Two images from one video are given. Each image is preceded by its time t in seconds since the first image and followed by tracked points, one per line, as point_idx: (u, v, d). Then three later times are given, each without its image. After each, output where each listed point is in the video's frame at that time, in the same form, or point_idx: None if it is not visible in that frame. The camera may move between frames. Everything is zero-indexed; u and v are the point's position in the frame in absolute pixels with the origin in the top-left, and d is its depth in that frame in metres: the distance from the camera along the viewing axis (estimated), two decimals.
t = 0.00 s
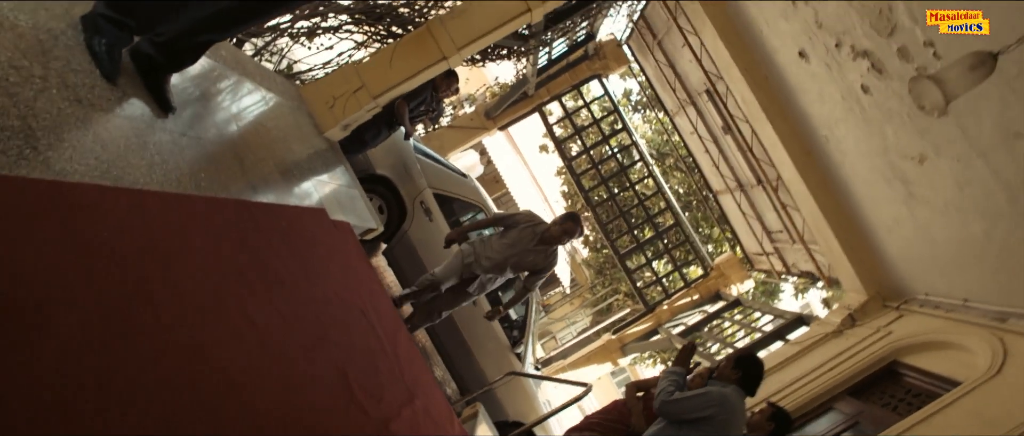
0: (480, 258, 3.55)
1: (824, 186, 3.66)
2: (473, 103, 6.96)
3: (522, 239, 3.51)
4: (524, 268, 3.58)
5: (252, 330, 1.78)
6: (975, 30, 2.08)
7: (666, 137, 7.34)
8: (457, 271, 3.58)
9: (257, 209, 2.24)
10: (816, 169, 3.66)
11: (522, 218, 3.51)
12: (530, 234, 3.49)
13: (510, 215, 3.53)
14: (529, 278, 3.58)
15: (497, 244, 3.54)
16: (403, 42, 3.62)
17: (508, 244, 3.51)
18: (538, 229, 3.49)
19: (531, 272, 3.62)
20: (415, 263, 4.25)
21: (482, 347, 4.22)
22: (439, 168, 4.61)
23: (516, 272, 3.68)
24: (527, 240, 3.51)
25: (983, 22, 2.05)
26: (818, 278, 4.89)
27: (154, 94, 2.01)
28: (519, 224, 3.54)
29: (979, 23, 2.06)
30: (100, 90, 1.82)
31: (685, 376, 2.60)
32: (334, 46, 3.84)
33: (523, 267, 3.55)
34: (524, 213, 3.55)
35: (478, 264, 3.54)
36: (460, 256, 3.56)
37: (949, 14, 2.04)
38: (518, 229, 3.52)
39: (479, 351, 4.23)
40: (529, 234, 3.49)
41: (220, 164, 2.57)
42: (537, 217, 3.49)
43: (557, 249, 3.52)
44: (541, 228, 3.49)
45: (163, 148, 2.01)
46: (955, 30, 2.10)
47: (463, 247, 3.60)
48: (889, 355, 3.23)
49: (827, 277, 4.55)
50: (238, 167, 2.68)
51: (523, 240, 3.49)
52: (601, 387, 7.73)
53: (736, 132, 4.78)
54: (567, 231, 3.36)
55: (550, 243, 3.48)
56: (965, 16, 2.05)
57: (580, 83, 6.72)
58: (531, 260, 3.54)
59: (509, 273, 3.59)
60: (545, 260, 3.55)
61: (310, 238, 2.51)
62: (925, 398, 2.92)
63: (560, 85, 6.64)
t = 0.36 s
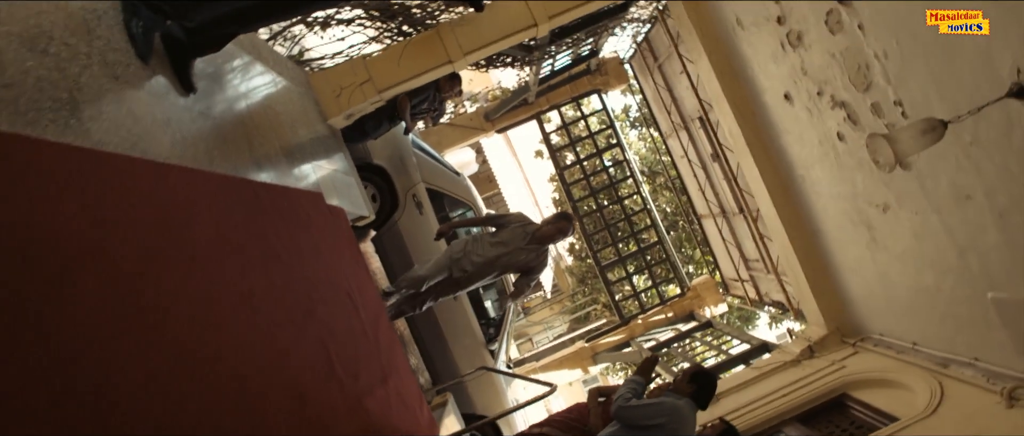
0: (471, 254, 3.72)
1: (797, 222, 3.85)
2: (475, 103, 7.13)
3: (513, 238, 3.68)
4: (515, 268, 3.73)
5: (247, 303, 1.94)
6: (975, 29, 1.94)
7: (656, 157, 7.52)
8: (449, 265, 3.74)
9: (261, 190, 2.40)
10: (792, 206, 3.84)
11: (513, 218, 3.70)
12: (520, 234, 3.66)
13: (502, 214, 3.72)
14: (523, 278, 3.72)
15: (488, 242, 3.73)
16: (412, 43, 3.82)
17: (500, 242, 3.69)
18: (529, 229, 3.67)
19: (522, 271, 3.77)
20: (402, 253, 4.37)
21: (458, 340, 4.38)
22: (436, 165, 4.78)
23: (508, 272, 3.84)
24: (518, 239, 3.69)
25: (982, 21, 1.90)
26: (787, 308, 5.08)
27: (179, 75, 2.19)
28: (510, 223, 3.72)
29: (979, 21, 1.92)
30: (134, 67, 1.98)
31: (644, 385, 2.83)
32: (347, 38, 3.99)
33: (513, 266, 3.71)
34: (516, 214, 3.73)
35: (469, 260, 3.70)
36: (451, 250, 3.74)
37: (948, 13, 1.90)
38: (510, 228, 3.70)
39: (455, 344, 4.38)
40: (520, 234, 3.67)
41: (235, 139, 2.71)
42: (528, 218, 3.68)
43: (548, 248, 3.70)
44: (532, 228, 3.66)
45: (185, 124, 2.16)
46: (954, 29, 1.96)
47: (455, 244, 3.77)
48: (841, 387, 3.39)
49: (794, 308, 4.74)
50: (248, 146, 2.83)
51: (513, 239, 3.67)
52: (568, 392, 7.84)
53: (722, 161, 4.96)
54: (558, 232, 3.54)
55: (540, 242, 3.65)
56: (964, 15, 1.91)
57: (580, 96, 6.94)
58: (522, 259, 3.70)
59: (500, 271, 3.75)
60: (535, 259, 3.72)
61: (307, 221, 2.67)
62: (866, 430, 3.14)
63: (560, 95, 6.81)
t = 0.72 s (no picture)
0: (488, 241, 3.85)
1: (790, 250, 3.99)
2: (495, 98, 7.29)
3: (531, 231, 3.83)
4: (530, 259, 3.89)
5: (267, 264, 2.12)
6: (975, 30, 2.04)
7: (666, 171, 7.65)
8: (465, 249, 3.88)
9: (292, 162, 2.58)
10: (786, 234, 3.99)
11: (534, 211, 3.84)
12: (539, 228, 3.80)
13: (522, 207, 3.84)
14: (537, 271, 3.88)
15: (506, 232, 3.86)
16: (442, 36, 3.97)
17: (518, 234, 3.83)
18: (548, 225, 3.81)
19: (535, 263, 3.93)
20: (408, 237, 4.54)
21: (453, 326, 4.54)
22: (449, 155, 4.95)
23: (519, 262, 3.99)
24: (536, 233, 3.83)
25: (982, 22, 2.02)
26: (773, 332, 5.23)
27: (228, 48, 2.36)
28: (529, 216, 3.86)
29: (979, 23, 2.02)
30: (190, 37, 2.16)
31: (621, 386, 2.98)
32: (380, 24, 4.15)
33: (529, 258, 3.88)
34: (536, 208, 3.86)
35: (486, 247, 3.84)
36: (467, 234, 3.86)
37: (948, 14, 2.03)
38: (529, 222, 3.84)
39: (448, 329, 4.55)
40: (538, 228, 3.80)
41: (268, 111, 2.90)
42: (548, 214, 3.81)
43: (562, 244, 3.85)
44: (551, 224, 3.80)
45: (228, 92, 2.35)
46: (954, 30, 2.06)
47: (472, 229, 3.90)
48: (809, 411, 3.57)
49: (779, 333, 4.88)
50: (279, 117, 3.00)
51: (531, 232, 3.81)
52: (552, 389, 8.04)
53: (727, 183, 5.09)
54: (576, 232, 3.66)
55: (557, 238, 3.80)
56: (965, 15, 2.03)
57: (598, 103, 7.08)
58: (537, 252, 3.86)
59: (514, 261, 3.91)
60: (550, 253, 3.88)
61: (326, 195, 2.85)
62: None
63: (578, 100, 6.97)
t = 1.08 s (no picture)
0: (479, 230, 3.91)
1: (759, 274, 4.17)
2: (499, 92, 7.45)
3: (523, 228, 3.90)
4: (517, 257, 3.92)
5: (266, 224, 2.27)
6: (975, 29, 2.01)
7: (654, 183, 7.80)
8: (456, 233, 3.94)
9: (299, 132, 2.72)
10: (757, 258, 4.16)
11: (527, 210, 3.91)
12: (531, 226, 3.86)
13: (519, 202, 3.92)
14: (521, 268, 3.90)
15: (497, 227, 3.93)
16: (453, 27, 4.12)
17: (509, 228, 3.90)
18: (540, 225, 3.87)
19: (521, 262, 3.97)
20: (397, 215, 4.68)
21: (429, 306, 4.70)
22: (446, 141, 5.10)
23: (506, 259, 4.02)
24: (526, 230, 3.89)
25: (983, 21, 1.98)
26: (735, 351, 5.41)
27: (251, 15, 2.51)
28: (524, 213, 3.93)
29: (978, 22, 2.00)
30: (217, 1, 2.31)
31: (582, 381, 3.16)
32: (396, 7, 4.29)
33: (515, 254, 3.91)
34: (532, 207, 3.94)
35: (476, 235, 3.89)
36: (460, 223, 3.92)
37: (948, 13, 2.01)
38: (521, 218, 3.91)
39: (425, 309, 4.70)
40: (529, 226, 3.87)
41: (282, 78, 3.03)
42: (542, 214, 3.87)
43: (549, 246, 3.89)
44: (543, 224, 3.86)
45: (246, 57, 2.49)
46: (955, 29, 2.04)
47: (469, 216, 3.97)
48: (754, 427, 3.80)
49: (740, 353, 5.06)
50: (290, 85, 3.14)
51: (522, 229, 3.88)
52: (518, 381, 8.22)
53: (711, 203, 5.26)
54: (566, 233, 3.72)
55: (546, 239, 3.85)
56: (963, 15, 1.99)
57: (598, 109, 7.24)
58: (525, 251, 3.90)
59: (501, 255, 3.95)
60: (537, 255, 3.92)
61: (326, 166, 3.00)
62: None
63: (579, 105, 7.12)
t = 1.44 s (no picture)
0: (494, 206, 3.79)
1: (748, 284, 4.32)
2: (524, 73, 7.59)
3: (537, 212, 3.75)
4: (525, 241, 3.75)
5: (292, 173, 2.43)
6: (975, 29, 2.16)
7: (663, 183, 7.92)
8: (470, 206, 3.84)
9: (330, 91, 2.88)
10: (748, 268, 4.32)
11: (545, 195, 3.77)
12: (545, 211, 3.71)
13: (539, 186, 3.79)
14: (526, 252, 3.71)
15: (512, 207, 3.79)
16: (486, 7, 4.29)
17: (523, 208, 3.75)
18: (555, 212, 3.72)
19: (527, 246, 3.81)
20: (409, 178, 4.78)
21: (428, 271, 4.87)
22: (465, 114, 5.25)
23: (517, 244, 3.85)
24: (540, 215, 3.73)
25: (982, 20, 2.13)
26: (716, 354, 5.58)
27: None
28: (541, 197, 3.79)
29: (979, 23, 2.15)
30: None
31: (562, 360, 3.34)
32: None
33: (522, 237, 3.74)
34: (551, 193, 3.80)
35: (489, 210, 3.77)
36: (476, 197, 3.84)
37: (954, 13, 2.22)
38: (538, 201, 3.77)
39: (424, 273, 4.87)
40: (543, 210, 3.72)
41: (325, 35, 3.18)
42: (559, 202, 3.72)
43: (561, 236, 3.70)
44: (558, 212, 3.71)
45: (292, 13, 2.64)
46: (958, 29, 2.21)
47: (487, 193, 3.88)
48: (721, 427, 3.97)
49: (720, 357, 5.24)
50: (331, 42, 3.29)
51: (535, 212, 3.72)
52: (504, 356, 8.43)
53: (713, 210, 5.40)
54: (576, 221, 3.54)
55: (558, 228, 3.67)
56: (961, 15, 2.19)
57: (617, 103, 7.37)
58: (533, 236, 3.73)
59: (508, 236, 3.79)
60: (545, 242, 3.75)
61: (350, 125, 3.16)
62: None
63: (600, 96, 7.23)
